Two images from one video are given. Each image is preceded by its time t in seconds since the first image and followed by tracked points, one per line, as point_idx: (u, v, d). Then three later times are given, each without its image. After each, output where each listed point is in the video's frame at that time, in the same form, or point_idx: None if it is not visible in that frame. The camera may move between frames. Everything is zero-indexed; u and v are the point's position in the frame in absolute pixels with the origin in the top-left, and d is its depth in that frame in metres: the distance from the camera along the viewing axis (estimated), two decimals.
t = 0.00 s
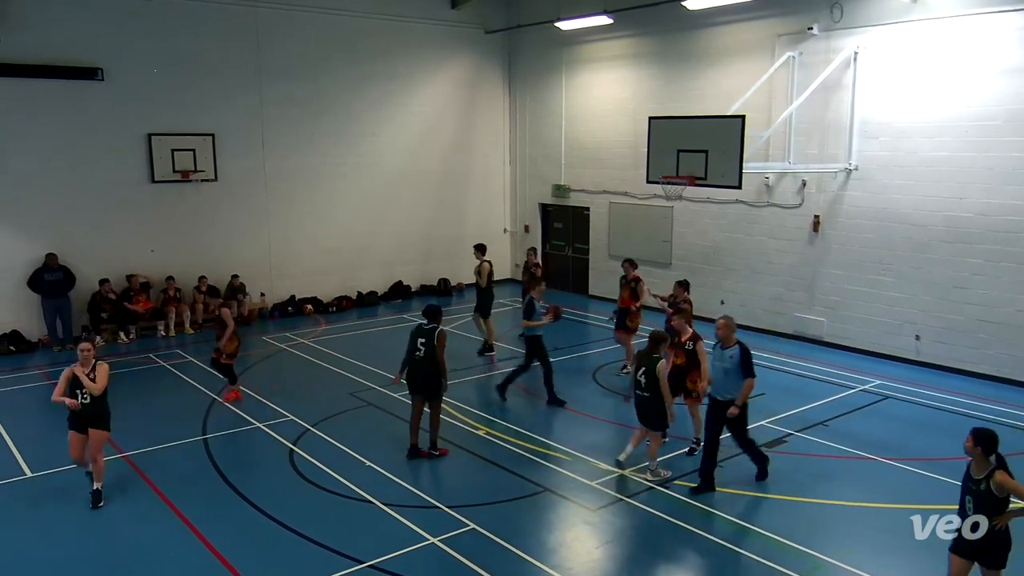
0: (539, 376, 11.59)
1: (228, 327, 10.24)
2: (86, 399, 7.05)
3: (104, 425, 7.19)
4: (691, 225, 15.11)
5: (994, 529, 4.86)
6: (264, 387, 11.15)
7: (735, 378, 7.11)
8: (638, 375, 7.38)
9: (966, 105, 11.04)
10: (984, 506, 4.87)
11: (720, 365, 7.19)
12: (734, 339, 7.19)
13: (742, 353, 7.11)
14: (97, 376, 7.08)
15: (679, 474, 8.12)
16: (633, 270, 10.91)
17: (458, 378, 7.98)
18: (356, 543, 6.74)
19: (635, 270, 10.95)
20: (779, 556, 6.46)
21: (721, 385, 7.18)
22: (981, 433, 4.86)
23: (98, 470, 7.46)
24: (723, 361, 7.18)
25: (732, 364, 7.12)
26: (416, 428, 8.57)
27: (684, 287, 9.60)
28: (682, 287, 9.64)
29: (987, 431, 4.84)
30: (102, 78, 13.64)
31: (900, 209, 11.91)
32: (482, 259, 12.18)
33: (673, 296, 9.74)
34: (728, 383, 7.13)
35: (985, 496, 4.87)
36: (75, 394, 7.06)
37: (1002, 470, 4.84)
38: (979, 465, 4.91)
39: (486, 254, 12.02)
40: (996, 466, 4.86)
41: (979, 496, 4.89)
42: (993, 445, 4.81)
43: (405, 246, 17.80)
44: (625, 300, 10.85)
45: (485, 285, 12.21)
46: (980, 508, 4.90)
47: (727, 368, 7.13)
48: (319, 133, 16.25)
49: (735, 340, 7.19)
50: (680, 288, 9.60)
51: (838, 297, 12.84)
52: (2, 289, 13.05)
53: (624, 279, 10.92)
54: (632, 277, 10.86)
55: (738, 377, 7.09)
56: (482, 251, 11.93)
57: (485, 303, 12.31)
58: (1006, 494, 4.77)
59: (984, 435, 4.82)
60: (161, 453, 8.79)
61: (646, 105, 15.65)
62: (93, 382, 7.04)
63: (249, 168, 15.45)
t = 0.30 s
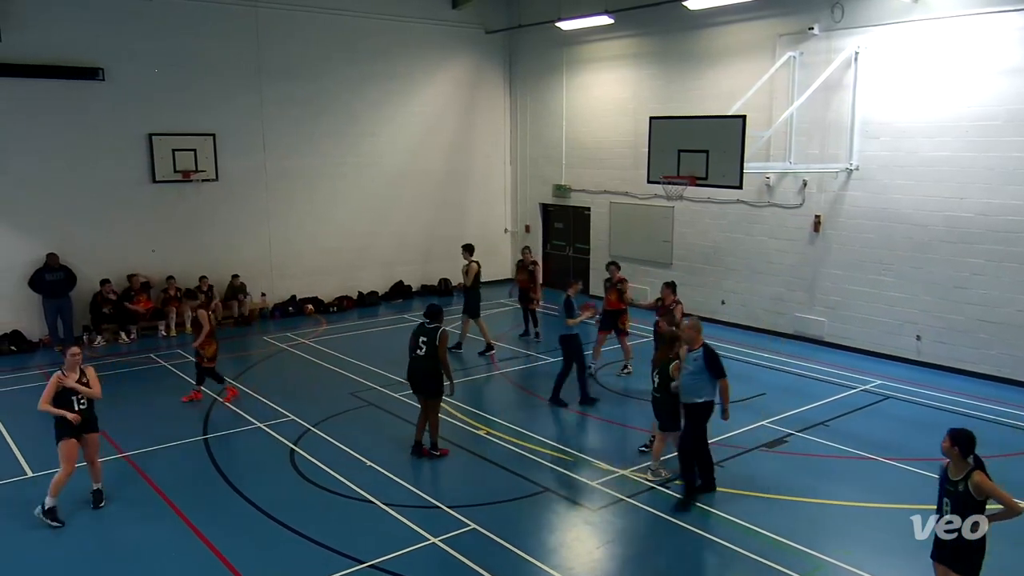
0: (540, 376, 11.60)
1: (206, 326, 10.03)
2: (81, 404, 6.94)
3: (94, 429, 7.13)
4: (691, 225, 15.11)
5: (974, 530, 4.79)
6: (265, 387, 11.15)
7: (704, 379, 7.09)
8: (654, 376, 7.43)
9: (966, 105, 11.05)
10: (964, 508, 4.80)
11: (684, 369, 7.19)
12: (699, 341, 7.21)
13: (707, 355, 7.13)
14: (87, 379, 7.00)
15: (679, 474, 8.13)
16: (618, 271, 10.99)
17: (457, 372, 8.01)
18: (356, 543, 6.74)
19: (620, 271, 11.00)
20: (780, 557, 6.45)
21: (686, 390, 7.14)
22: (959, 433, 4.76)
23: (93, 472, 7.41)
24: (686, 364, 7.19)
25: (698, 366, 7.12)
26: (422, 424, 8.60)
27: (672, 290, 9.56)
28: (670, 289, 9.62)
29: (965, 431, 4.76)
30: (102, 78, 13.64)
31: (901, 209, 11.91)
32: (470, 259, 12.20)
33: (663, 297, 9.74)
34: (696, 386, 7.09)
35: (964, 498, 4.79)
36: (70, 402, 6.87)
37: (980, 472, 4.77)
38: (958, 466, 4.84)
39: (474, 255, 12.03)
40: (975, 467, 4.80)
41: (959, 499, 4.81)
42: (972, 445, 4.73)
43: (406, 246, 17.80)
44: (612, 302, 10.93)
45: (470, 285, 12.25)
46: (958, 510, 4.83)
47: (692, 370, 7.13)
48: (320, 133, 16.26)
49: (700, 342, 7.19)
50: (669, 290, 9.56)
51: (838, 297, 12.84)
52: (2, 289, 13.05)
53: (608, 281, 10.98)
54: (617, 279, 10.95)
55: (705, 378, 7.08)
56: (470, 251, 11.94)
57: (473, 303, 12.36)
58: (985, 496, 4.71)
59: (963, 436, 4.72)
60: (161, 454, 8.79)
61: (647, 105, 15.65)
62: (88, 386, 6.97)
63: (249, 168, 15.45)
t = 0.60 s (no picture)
0: (539, 375, 11.60)
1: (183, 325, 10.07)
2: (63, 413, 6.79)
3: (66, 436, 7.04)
4: (690, 225, 15.11)
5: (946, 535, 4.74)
6: (263, 388, 11.14)
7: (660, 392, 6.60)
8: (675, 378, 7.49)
9: (965, 105, 11.06)
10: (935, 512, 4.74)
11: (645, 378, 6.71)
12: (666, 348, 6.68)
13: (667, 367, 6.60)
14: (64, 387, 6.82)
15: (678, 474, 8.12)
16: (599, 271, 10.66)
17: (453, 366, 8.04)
18: (354, 543, 6.74)
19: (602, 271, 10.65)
20: (779, 557, 6.45)
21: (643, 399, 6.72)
22: (936, 438, 4.70)
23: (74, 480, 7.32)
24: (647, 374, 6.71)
25: (655, 378, 6.63)
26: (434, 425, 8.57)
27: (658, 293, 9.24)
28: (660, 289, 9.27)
29: (943, 435, 4.70)
30: (102, 78, 13.63)
31: (899, 209, 11.92)
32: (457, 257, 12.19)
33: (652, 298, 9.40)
34: (652, 399, 6.63)
35: (936, 501, 4.73)
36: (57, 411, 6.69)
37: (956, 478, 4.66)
38: (936, 470, 4.76)
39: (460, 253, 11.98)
40: (952, 472, 4.72)
41: (930, 502, 4.75)
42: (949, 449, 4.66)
43: (404, 247, 17.80)
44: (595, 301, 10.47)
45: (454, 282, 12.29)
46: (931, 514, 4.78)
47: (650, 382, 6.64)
48: (318, 133, 16.25)
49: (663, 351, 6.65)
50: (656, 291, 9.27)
51: (837, 297, 12.85)
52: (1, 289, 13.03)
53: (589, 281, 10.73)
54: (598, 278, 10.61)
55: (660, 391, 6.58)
56: (455, 249, 11.96)
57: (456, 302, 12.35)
58: (957, 503, 4.62)
59: (942, 441, 4.64)
60: (159, 454, 8.79)
61: (645, 105, 15.65)
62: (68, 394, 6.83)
63: (248, 168, 15.44)
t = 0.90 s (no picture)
0: (535, 375, 11.59)
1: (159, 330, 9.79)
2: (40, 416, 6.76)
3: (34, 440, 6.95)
4: (686, 225, 15.12)
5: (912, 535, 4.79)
6: (259, 388, 11.11)
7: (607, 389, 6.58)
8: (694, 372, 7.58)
9: (959, 105, 11.09)
10: (906, 511, 4.83)
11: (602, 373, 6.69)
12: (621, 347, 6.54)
13: (614, 365, 6.53)
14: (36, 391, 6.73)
15: (673, 474, 8.13)
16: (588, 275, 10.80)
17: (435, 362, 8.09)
18: (350, 543, 6.73)
19: (592, 276, 10.73)
20: (775, 556, 6.46)
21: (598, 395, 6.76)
22: (911, 437, 4.83)
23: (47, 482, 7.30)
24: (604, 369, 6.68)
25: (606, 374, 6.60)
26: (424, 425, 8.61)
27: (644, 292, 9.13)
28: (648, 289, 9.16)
29: (919, 434, 4.83)
30: (98, 77, 13.58)
31: (894, 209, 11.94)
32: (439, 258, 12.14)
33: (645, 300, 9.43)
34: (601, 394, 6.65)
35: (907, 500, 4.82)
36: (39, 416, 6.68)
37: (924, 478, 4.73)
38: (913, 471, 4.84)
39: (443, 257, 11.96)
40: (925, 472, 4.77)
41: (901, 500, 4.85)
42: (921, 449, 4.78)
43: (401, 247, 17.78)
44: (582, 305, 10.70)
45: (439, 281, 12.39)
46: (903, 513, 4.86)
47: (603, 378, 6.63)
48: (315, 134, 16.23)
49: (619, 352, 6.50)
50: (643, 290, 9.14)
51: (832, 297, 12.87)
52: None
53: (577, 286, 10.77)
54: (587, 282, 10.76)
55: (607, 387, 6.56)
56: (438, 250, 11.94)
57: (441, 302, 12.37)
58: (921, 503, 4.69)
59: (914, 438, 4.79)
60: (155, 454, 8.77)
61: (641, 105, 15.66)
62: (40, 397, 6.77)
63: (244, 169, 15.40)
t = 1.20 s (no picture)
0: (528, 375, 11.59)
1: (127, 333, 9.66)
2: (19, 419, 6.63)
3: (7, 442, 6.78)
4: (680, 225, 15.14)
5: (878, 534, 4.80)
6: (252, 389, 11.08)
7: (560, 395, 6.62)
8: (712, 374, 7.53)
9: (951, 105, 11.13)
10: (876, 508, 4.85)
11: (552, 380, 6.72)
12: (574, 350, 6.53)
13: (563, 369, 6.55)
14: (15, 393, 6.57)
15: (667, 474, 8.13)
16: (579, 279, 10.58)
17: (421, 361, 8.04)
18: (344, 543, 6.72)
19: (583, 281, 10.52)
20: (770, 556, 6.46)
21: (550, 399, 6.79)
22: (884, 433, 4.80)
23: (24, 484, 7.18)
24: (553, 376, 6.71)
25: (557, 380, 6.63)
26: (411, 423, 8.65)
27: (665, 292, 9.38)
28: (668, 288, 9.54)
29: (891, 432, 4.79)
30: (91, 77, 13.53)
31: (887, 209, 11.98)
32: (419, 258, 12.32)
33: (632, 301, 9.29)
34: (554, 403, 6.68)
35: (877, 497, 4.84)
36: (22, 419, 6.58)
37: (890, 476, 4.73)
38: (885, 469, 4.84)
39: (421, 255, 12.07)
40: (894, 471, 4.76)
41: (872, 497, 4.87)
42: (892, 447, 4.75)
43: (395, 247, 17.77)
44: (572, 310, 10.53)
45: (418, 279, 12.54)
46: (873, 511, 4.88)
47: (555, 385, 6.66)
48: (309, 134, 16.20)
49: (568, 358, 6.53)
50: (664, 290, 9.42)
51: (825, 296, 12.91)
52: None
53: (568, 289, 10.58)
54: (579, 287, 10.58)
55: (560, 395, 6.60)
56: (416, 250, 12.13)
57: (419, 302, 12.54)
58: (884, 499, 4.72)
59: (884, 436, 4.77)
60: (149, 455, 8.75)
61: (634, 105, 15.68)
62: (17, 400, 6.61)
63: (238, 168, 15.36)
